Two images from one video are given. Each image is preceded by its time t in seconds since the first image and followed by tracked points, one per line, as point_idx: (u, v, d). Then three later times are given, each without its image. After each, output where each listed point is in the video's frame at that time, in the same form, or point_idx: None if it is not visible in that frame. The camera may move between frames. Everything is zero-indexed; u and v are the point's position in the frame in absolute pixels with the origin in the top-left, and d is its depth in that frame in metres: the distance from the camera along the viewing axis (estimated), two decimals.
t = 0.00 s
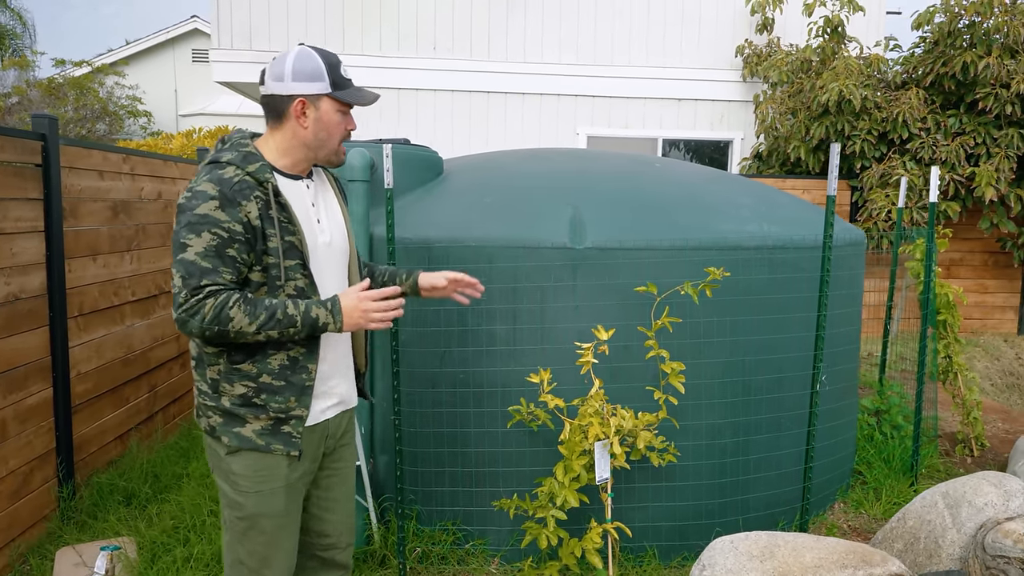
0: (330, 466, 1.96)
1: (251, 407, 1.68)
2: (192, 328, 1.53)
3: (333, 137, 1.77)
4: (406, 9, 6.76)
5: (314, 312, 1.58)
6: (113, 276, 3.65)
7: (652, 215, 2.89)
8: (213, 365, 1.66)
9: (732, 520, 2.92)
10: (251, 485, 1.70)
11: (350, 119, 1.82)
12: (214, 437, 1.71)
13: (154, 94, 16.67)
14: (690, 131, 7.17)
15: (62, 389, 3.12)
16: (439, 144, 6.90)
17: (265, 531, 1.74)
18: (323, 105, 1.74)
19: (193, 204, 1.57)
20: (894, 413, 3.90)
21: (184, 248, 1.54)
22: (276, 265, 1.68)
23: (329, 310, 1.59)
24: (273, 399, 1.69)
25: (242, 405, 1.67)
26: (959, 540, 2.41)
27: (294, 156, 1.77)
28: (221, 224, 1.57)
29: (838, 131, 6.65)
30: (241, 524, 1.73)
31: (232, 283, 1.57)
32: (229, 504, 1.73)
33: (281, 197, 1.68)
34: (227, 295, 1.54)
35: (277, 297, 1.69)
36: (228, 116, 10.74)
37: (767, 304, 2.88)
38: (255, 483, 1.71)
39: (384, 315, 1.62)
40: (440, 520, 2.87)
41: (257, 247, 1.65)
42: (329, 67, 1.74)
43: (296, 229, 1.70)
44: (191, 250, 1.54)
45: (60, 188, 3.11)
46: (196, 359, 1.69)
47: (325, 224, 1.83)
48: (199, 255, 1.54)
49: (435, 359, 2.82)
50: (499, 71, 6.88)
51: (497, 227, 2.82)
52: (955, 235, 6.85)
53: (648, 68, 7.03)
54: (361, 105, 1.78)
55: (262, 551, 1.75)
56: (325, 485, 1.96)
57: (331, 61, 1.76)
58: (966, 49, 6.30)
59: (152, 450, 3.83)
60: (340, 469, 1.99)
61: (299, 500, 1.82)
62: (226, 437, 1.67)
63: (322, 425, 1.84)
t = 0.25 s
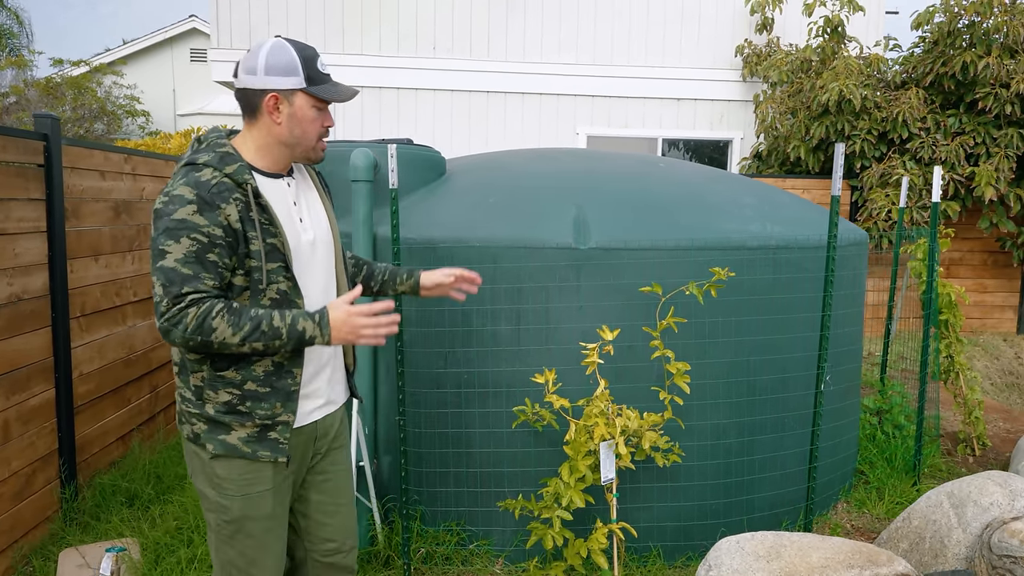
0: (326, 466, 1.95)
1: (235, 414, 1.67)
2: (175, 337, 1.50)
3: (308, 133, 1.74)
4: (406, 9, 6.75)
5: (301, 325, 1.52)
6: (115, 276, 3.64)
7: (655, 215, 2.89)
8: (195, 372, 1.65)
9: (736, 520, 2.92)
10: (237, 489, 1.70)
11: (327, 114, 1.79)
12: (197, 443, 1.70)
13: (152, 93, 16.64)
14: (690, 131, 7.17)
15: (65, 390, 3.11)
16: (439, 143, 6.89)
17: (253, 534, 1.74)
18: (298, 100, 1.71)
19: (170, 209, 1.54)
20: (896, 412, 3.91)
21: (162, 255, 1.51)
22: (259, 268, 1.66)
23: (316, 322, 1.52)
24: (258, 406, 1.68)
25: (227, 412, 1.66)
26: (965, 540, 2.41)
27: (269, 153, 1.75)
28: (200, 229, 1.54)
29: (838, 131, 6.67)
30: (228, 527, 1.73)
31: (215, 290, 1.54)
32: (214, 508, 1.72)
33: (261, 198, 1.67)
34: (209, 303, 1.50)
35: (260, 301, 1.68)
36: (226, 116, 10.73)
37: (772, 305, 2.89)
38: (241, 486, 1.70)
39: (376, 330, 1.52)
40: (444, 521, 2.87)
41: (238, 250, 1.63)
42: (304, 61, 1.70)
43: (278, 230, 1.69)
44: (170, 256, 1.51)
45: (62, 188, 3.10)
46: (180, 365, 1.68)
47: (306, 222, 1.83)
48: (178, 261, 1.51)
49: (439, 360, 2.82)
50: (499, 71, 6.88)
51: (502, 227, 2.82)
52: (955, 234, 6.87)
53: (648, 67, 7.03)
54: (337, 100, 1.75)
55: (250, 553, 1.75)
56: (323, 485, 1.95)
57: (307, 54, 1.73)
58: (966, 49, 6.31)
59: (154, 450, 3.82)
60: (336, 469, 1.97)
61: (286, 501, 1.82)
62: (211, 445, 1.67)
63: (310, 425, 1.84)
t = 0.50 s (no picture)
0: (331, 466, 1.92)
1: (215, 421, 1.66)
2: (141, 342, 1.49)
3: (282, 130, 1.71)
4: (407, 10, 6.75)
5: (269, 343, 1.52)
6: (119, 278, 3.64)
7: (660, 216, 2.88)
8: (174, 377, 1.64)
9: (743, 521, 2.92)
10: (222, 496, 1.69)
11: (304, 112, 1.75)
12: (177, 453, 1.69)
13: (151, 94, 16.62)
14: (691, 132, 7.17)
15: (68, 392, 3.10)
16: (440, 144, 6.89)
17: (239, 541, 1.73)
18: (271, 96, 1.68)
19: (145, 209, 1.53)
20: (898, 412, 3.91)
21: (134, 256, 1.50)
22: (238, 272, 1.65)
23: (286, 341, 1.53)
24: (240, 412, 1.67)
25: (207, 419, 1.65)
26: (974, 541, 2.42)
27: (246, 150, 1.73)
28: (174, 232, 1.53)
29: (839, 132, 6.68)
30: (214, 534, 1.72)
31: (186, 296, 1.53)
32: (199, 515, 1.72)
33: (242, 201, 1.66)
34: (179, 311, 1.50)
35: (240, 305, 1.67)
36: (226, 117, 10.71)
37: (778, 306, 2.88)
38: (226, 493, 1.70)
39: (345, 355, 1.53)
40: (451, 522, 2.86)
41: (216, 254, 1.61)
42: (278, 57, 1.68)
43: (259, 233, 1.68)
44: (141, 258, 1.50)
45: (66, 189, 3.09)
46: (160, 370, 1.67)
47: (292, 224, 1.81)
48: (149, 264, 1.50)
49: (445, 361, 2.81)
50: (500, 71, 6.87)
51: (508, 228, 2.81)
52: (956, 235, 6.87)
53: (649, 68, 7.03)
54: (312, 98, 1.71)
55: (236, 559, 1.74)
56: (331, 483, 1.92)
57: (283, 50, 1.70)
58: (967, 49, 6.32)
59: (157, 451, 3.81)
60: (343, 467, 1.95)
61: (274, 508, 1.81)
62: (190, 453, 1.66)
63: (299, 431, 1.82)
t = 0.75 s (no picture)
0: (327, 476, 1.91)
1: (209, 422, 1.65)
2: (132, 340, 1.50)
3: (241, 122, 1.67)
4: (408, 11, 6.75)
5: (258, 340, 1.50)
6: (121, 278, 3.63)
7: (664, 217, 2.88)
8: (167, 378, 1.64)
9: (747, 523, 2.92)
10: (221, 500, 1.68)
11: (267, 101, 1.69)
12: (174, 453, 1.68)
13: (150, 94, 16.60)
14: (691, 132, 7.16)
15: (72, 393, 3.10)
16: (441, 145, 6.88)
17: (238, 545, 1.72)
18: (227, 90, 1.67)
19: (136, 208, 1.54)
20: (901, 414, 3.91)
21: (125, 254, 1.51)
22: (228, 270, 1.64)
23: (275, 338, 1.51)
24: (233, 413, 1.66)
25: (200, 420, 1.65)
26: (980, 543, 2.42)
27: (225, 150, 1.74)
28: (164, 230, 1.53)
29: (840, 133, 6.68)
30: (213, 539, 1.71)
31: (175, 294, 1.53)
32: (198, 519, 1.71)
33: (233, 200, 1.65)
34: (168, 308, 1.49)
35: (231, 305, 1.65)
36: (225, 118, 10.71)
37: (782, 307, 2.88)
38: (225, 497, 1.69)
39: (336, 352, 1.50)
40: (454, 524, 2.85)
41: (207, 253, 1.61)
42: (230, 49, 1.67)
43: (250, 232, 1.67)
44: (131, 256, 1.50)
45: (70, 190, 3.09)
46: (155, 371, 1.67)
47: (290, 225, 1.78)
48: (138, 261, 1.50)
49: (449, 363, 2.81)
50: (501, 72, 6.87)
51: (513, 229, 2.81)
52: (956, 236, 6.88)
53: (650, 69, 7.03)
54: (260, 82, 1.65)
55: (235, 563, 1.73)
56: (326, 494, 1.91)
57: (241, 42, 1.68)
58: (968, 51, 6.33)
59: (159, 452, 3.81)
60: (339, 477, 1.93)
61: (271, 512, 1.80)
62: (186, 454, 1.65)
63: (297, 434, 1.81)
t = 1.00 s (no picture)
0: (329, 478, 1.89)
1: (201, 421, 1.63)
2: (125, 337, 1.50)
3: (233, 127, 1.67)
4: (408, 12, 6.75)
5: (243, 343, 1.48)
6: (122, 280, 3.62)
7: (666, 219, 2.89)
8: (164, 376, 1.63)
9: (750, 524, 2.92)
10: (215, 500, 1.66)
11: (258, 107, 1.67)
12: (173, 450, 1.67)
13: (147, 95, 16.57)
14: (690, 133, 7.17)
15: (73, 395, 3.09)
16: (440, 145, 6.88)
17: (233, 546, 1.70)
18: (222, 95, 1.67)
19: (133, 207, 1.54)
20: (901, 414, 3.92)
21: (121, 252, 1.51)
22: (222, 271, 1.62)
23: (260, 343, 1.48)
24: (222, 413, 1.64)
25: (192, 419, 1.63)
26: (984, 544, 2.42)
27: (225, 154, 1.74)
28: (159, 229, 1.53)
29: (839, 134, 6.70)
30: (209, 539, 1.69)
31: (168, 293, 1.52)
32: (195, 518, 1.69)
33: (231, 201, 1.63)
34: (159, 307, 1.49)
35: (224, 305, 1.62)
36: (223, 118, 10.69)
37: (785, 309, 2.89)
38: (220, 496, 1.67)
39: (317, 359, 1.47)
40: (456, 525, 2.85)
41: (201, 253, 1.59)
42: (224, 53, 1.66)
43: (247, 234, 1.64)
44: (126, 254, 1.50)
45: (71, 191, 3.08)
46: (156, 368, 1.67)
47: (292, 228, 1.75)
48: (131, 259, 1.50)
49: (452, 364, 2.81)
50: (501, 73, 6.87)
51: (517, 231, 2.81)
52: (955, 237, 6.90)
53: (649, 70, 7.04)
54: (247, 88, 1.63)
55: (231, 564, 1.71)
56: (329, 496, 1.89)
57: (236, 46, 1.67)
58: (967, 53, 6.35)
59: (160, 453, 3.80)
60: (342, 480, 1.91)
61: (269, 513, 1.78)
62: (179, 452, 1.64)
63: (294, 438, 1.78)
